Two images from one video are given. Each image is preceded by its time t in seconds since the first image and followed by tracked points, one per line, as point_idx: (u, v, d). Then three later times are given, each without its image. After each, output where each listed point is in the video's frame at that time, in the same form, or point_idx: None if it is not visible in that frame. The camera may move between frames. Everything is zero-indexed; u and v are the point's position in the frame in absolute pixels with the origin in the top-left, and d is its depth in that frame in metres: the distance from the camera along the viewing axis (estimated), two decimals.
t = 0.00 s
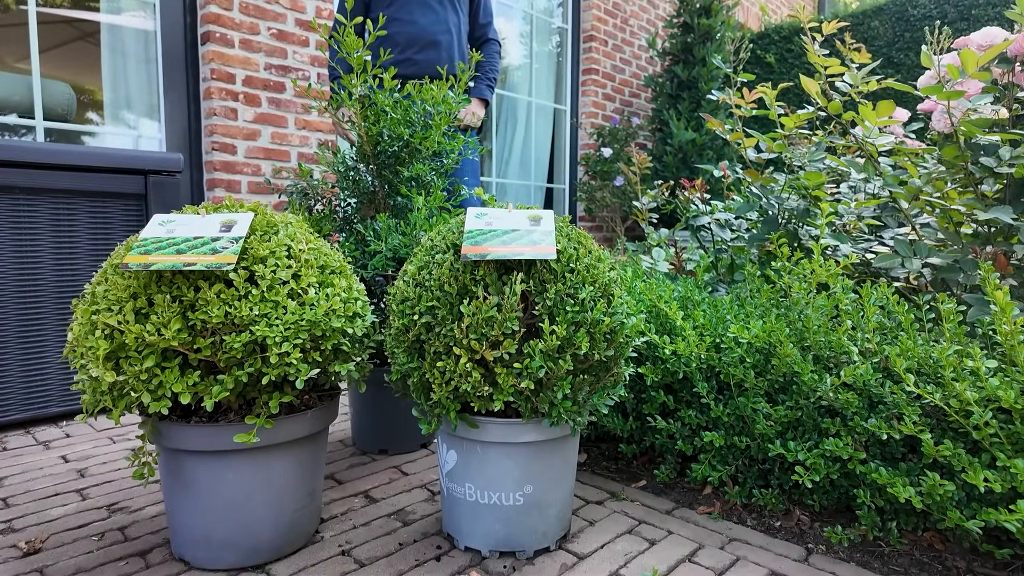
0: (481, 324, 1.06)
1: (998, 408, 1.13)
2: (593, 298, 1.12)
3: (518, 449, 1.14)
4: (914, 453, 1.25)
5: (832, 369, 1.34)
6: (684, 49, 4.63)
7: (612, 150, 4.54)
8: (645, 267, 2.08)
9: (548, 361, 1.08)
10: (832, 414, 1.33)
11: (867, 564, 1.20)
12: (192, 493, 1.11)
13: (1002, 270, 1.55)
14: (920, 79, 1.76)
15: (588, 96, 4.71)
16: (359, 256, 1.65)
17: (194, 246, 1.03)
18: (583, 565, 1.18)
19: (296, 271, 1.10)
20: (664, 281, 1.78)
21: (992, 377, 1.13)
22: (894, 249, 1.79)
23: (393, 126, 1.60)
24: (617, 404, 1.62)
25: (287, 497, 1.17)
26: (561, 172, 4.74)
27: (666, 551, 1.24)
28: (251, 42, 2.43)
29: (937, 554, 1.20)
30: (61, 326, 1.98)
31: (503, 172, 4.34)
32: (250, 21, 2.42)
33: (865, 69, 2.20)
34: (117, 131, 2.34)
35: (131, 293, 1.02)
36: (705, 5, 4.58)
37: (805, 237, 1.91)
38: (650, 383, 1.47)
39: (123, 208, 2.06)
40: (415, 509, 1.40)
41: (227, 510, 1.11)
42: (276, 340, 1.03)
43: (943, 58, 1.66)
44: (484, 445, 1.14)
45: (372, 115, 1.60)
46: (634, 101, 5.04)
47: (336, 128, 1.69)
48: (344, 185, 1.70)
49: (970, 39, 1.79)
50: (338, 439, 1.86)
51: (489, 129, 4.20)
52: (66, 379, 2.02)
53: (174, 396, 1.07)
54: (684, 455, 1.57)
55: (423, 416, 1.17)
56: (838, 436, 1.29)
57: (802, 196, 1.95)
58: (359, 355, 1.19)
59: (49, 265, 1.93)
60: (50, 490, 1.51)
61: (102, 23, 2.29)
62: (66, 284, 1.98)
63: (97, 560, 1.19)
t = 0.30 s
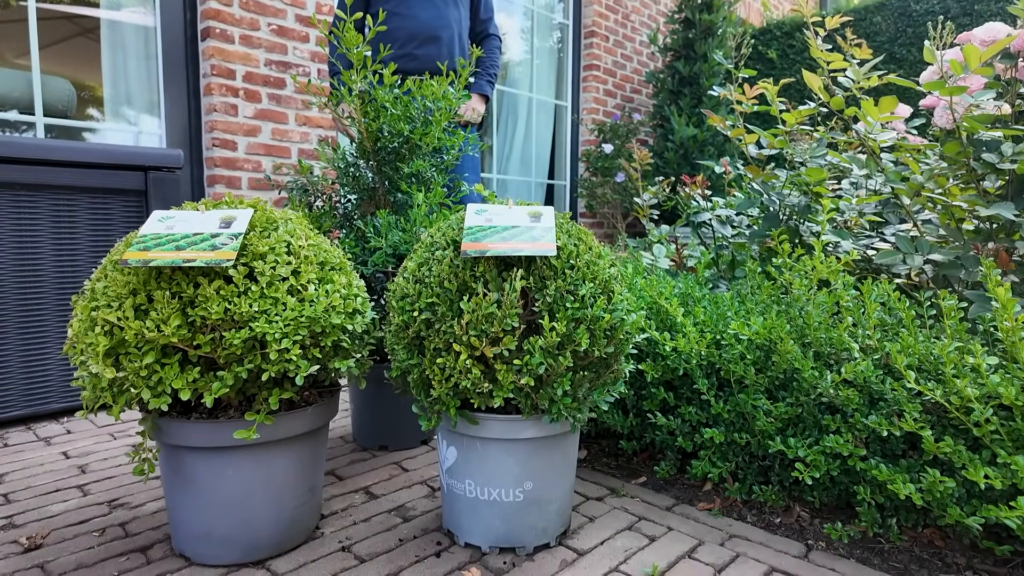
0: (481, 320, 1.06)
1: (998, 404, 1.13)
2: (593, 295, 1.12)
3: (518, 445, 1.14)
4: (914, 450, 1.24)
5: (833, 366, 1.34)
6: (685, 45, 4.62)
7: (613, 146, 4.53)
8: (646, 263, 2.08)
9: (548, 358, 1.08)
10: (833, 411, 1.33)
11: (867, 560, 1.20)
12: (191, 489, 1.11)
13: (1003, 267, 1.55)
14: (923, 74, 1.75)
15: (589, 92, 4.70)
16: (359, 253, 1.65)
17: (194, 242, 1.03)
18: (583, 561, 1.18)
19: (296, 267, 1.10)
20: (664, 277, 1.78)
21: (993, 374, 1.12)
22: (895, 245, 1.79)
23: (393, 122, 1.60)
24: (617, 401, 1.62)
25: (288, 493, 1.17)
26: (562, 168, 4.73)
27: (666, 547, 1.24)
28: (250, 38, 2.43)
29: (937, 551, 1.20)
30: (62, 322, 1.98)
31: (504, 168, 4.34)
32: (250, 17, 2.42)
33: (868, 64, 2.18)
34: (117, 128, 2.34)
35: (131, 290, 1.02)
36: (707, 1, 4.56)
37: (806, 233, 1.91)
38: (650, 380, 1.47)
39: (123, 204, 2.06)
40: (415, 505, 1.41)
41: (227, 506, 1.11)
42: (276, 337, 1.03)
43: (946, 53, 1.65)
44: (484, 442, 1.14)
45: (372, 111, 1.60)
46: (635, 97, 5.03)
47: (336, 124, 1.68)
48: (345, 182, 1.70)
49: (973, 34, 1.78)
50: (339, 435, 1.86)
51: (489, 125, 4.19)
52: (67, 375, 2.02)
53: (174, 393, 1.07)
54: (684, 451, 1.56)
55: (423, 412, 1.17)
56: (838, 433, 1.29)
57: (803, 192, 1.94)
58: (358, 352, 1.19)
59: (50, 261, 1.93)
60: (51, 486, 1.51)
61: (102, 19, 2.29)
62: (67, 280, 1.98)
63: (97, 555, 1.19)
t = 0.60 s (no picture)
0: (481, 317, 1.06)
1: (996, 401, 1.13)
2: (592, 291, 1.12)
3: (517, 441, 1.14)
4: (912, 447, 1.24)
5: (831, 363, 1.34)
6: (686, 42, 4.62)
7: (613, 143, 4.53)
8: (646, 260, 2.08)
9: (547, 354, 1.08)
10: (831, 407, 1.33)
11: (865, 556, 1.21)
12: (192, 485, 1.12)
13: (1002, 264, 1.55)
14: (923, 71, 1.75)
15: (590, 88, 4.69)
16: (359, 250, 1.65)
17: (194, 240, 1.03)
18: (581, 557, 1.18)
19: (296, 264, 1.11)
20: (664, 274, 1.78)
21: (991, 371, 1.13)
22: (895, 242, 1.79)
23: (393, 119, 1.60)
24: (616, 397, 1.62)
25: (288, 489, 1.17)
26: (562, 165, 4.73)
27: (664, 543, 1.25)
28: (250, 35, 2.43)
29: (935, 547, 1.20)
30: (63, 319, 1.99)
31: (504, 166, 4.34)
32: (251, 13, 2.42)
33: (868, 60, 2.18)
34: (118, 125, 2.34)
35: (131, 286, 1.02)
36: None
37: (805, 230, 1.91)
38: (649, 376, 1.47)
39: (124, 201, 2.06)
40: (415, 501, 1.41)
41: (228, 502, 1.12)
42: (276, 333, 1.03)
43: (945, 50, 1.65)
44: (483, 438, 1.15)
45: (372, 108, 1.61)
46: (636, 93, 5.03)
47: (336, 121, 1.68)
48: (345, 179, 1.71)
49: (974, 30, 1.78)
50: (339, 432, 1.87)
51: (489, 122, 4.20)
52: (68, 372, 2.03)
53: (174, 389, 1.08)
54: (683, 448, 1.57)
55: (422, 408, 1.17)
56: (837, 429, 1.30)
57: (803, 189, 1.94)
58: (358, 348, 1.20)
59: (51, 258, 1.94)
60: (53, 482, 1.52)
61: (102, 15, 2.29)
62: (68, 278, 1.98)
63: (99, 550, 1.20)
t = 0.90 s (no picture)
0: (483, 316, 1.06)
1: (998, 400, 1.13)
2: (594, 291, 1.12)
3: (519, 440, 1.14)
4: (914, 446, 1.24)
5: (833, 362, 1.34)
6: (688, 39, 4.61)
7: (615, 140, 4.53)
8: (647, 259, 2.08)
9: (548, 354, 1.08)
10: (833, 407, 1.33)
11: (866, 555, 1.21)
12: (195, 484, 1.12)
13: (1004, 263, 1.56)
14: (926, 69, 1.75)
15: (591, 86, 4.69)
16: (361, 249, 1.66)
17: (196, 239, 1.03)
18: (583, 556, 1.19)
19: (297, 263, 1.11)
20: (665, 273, 1.78)
21: (993, 370, 1.13)
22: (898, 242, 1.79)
23: (394, 117, 1.60)
24: (618, 396, 1.62)
25: (291, 488, 1.18)
26: (564, 163, 4.74)
27: (666, 542, 1.25)
28: (252, 32, 2.43)
29: (936, 546, 1.21)
30: (65, 318, 1.99)
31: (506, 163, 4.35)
32: (252, 11, 2.41)
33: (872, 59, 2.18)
34: (119, 122, 2.34)
35: (133, 286, 1.02)
36: None
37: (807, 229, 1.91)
38: (651, 375, 1.48)
39: (126, 199, 2.06)
40: (417, 500, 1.41)
41: (231, 501, 1.12)
42: (278, 333, 1.03)
43: (948, 48, 1.66)
44: (484, 437, 1.15)
45: (373, 106, 1.61)
46: (637, 91, 5.02)
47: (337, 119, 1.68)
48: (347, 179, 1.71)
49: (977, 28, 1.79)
50: (341, 430, 1.87)
51: (491, 119, 4.23)
52: (71, 370, 2.03)
53: (177, 388, 1.08)
54: (685, 446, 1.57)
55: (424, 408, 1.17)
56: (838, 429, 1.30)
57: (804, 187, 1.94)
58: (360, 347, 1.20)
59: (54, 257, 1.94)
60: (56, 480, 1.52)
61: (103, 13, 2.29)
62: (70, 277, 1.98)
63: (102, 549, 1.21)
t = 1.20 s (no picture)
0: (482, 319, 1.06)
1: (998, 403, 1.13)
2: (593, 294, 1.12)
3: (518, 442, 1.14)
4: (913, 448, 1.24)
5: (832, 364, 1.34)
6: (689, 37, 4.60)
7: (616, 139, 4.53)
8: (647, 260, 2.09)
9: (548, 356, 1.08)
10: (832, 408, 1.33)
11: (865, 557, 1.21)
12: (195, 486, 1.12)
13: (1004, 264, 1.56)
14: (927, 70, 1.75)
15: (592, 84, 4.68)
16: (361, 250, 1.66)
17: (195, 242, 1.03)
18: (582, 558, 1.19)
19: (297, 266, 1.11)
20: (665, 273, 1.78)
21: (992, 373, 1.12)
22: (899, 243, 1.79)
23: (394, 118, 1.60)
24: (617, 397, 1.62)
25: (291, 490, 1.18)
26: (565, 162, 4.75)
27: (665, 543, 1.25)
28: (252, 32, 2.43)
29: (935, 547, 1.21)
30: (66, 319, 1.99)
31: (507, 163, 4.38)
32: (252, 10, 2.41)
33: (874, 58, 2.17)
34: (120, 121, 2.34)
35: (133, 289, 1.02)
36: None
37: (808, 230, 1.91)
38: (650, 376, 1.48)
39: (126, 199, 2.06)
40: (417, 501, 1.42)
41: (231, 502, 1.13)
42: (278, 335, 1.04)
43: (950, 49, 1.65)
44: (484, 439, 1.15)
45: (373, 107, 1.61)
46: (638, 89, 5.02)
47: (337, 120, 1.68)
48: (347, 179, 1.71)
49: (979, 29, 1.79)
50: (342, 431, 1.87)
51: (492, 118, 4.23)
52: (72, 370, 2.04)
53: (177, 391, 1.08)
54: (684, 447, 1.57)
55: (423, 410, 1.17)
56: (838, 430, 1.30)
57: (805, 188, 1.94)
58: (359, 349, 1.20)
59: (54, 257, 1.94)
60: (57, 480, 1.53)
61: (103, 11, 2.29)
62: (71, 277, 1.98)
63: (103, 550, 1.21)
